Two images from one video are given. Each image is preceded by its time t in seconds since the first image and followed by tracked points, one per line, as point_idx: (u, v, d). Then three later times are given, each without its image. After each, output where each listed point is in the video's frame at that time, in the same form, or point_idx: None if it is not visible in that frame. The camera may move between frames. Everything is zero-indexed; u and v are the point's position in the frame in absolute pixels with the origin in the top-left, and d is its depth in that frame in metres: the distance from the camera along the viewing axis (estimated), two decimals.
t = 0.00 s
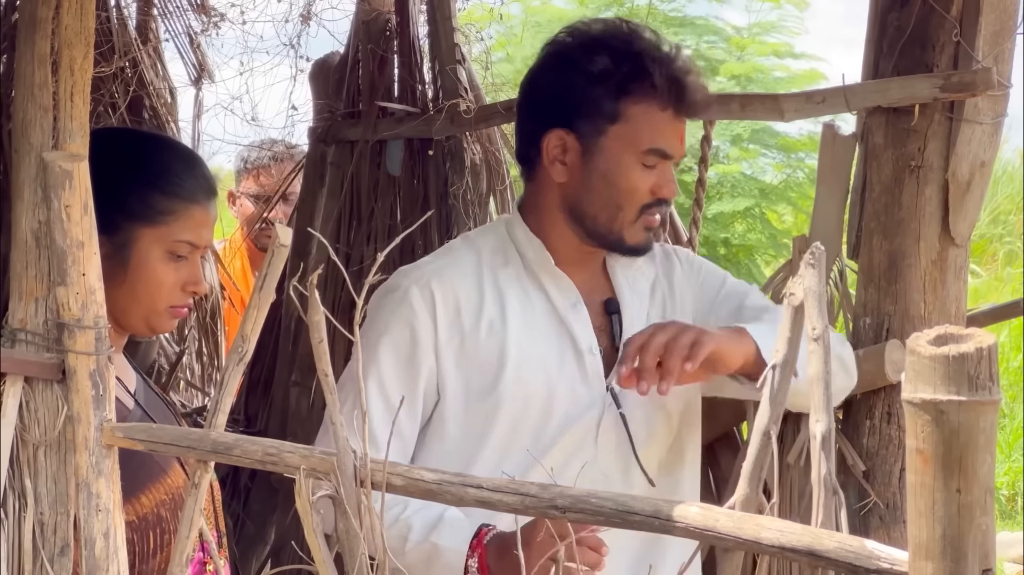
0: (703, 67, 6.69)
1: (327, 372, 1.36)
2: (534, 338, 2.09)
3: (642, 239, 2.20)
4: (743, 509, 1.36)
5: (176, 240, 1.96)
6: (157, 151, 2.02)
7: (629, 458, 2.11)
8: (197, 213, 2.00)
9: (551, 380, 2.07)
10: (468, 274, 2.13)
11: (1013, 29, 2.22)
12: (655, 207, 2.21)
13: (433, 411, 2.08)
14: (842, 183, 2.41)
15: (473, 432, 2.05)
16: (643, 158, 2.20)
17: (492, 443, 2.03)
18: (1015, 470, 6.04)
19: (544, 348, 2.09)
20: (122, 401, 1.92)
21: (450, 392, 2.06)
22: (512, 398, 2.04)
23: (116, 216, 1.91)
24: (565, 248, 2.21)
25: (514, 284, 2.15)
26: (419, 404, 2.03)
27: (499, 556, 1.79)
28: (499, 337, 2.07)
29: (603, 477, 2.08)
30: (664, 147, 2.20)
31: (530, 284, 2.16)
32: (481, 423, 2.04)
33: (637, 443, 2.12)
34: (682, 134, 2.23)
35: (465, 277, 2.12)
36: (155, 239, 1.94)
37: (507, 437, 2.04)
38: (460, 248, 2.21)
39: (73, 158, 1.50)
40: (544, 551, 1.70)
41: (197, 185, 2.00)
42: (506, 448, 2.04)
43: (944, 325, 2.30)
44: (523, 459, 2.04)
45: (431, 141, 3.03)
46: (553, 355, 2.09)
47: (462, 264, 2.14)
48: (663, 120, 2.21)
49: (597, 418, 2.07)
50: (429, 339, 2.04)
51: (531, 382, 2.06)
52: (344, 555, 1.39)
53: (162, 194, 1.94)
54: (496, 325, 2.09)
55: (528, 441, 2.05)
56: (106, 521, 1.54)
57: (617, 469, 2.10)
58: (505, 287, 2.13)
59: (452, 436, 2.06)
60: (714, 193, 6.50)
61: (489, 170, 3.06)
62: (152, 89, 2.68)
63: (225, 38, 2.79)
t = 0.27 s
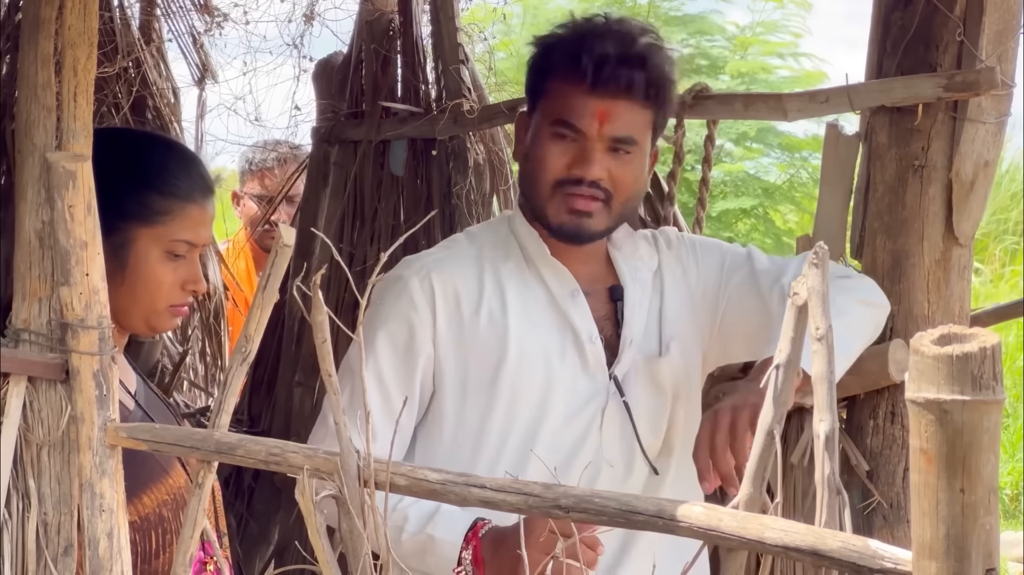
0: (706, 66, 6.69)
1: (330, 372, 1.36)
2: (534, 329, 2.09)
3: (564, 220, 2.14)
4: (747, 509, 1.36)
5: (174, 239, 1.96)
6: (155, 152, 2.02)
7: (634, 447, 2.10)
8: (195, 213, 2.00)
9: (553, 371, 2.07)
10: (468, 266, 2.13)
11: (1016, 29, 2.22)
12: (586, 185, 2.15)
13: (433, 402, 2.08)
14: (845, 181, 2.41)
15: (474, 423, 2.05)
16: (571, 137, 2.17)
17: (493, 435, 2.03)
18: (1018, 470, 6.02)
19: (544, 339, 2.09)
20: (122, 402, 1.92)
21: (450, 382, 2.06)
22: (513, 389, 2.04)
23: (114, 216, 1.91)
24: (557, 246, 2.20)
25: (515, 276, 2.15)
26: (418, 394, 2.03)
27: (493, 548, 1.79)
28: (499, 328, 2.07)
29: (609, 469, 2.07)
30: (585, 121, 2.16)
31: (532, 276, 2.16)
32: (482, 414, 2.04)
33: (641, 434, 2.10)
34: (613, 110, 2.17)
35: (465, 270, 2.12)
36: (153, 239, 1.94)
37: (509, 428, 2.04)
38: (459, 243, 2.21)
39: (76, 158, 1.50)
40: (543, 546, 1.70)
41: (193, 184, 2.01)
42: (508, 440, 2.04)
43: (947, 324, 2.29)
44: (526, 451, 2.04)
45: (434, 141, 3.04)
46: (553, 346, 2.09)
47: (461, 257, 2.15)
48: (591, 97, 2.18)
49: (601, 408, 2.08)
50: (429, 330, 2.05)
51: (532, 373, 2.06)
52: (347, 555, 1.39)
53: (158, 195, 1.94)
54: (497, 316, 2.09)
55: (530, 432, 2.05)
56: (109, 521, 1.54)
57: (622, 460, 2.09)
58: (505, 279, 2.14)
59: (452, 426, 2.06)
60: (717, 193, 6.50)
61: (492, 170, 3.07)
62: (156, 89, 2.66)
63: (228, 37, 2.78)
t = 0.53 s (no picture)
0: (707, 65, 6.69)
1: (332, 371, 1.36)
2: (546, 329, 2.10)
3: (561, 213, 2.14)
4: (748, 508, 1.36)
5: (170, 238, 1.96)
6: (150, 152, 2.02)
7: (642, 448, 2.10)
8: (191, 214, 2.00)
9: (563, 372, 2.07)
10: (483, 265, 2.13)
11: (1018, 28, 2.22)
12: (579, 179, 2.15)
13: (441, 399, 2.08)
14: (847, 180, 2.40)
15: (482, 421, 2.04)
16: (560, 133, 2.18)
17: (502, 433, 2.02)
18: (1020, 469, 6.01)
19: (556, 340, 2.09)
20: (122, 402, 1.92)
21: (460, 380, 2.06)
22: (522, 388, 2.04)
23: (112, 217, 1.91)
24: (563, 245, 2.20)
25: (528, 277, 2.15)
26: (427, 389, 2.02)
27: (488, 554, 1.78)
28: (510, 327, 2.08)
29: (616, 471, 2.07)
30: (573, 117, 2.17)
31: (545, 277, 2.16)
32: (491, 412, 2.04)
33: (650, 438, 2.11)
34: (600, 103, 2.17)
35: (480, 268, 2.12)
36: (147, 236, 1.94)
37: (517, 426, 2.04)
38: (473, 241, 2.21)
39: (77, 158, 1.50)
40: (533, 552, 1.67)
41: (188, 182, 2.01)
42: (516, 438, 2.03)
43: (949, 323, 2.29)
44: (533, 451, 2.03)
45: (436, 141, 3.04)
46: (565, 347, 2.10)
47: (476, 255, 2.15)
48: (578, 92, 2.18)
49: (611, 412, 2.08)
50: (441, 325, 2.04)
51: (542, 373, 2.06)
52: (348, 556, 1.40)
53: (152, 192, 1.94)
54: (509, 315, 2.09)
55: (538, 431, 2.05)
56: (110, 522, 1.55)
57: (631, 461, 2.09)
58: (519, 279, 2.14)
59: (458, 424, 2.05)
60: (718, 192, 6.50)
61: (493, 169, 3.07)
62: (158, 89, 2.66)
63: (229, 37, 2.80)
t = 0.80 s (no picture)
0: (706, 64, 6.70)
1: (332, 371, 1.36)
2: (538, 328, 2.10)
3: (547, 210, 2.14)
4: (748, 507, 1.36)
5: (163, 236, 1.96)
6: (144, 154, 2.02)
7: (635, 446, 2.08)
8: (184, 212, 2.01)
9: (555, 370, 2.08)
10: (477, 265, 2.14)
11: (1017, 27, 2.22)
12: (563, 174, 2.15)
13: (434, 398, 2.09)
14: (848, 180, 2.39)
15: (474, 419, 2.05)
16: (543, 131, 2.20)
17: (493, 430, 2.03)
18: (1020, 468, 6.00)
19: (547, 338, 2.10)
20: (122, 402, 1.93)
21: (452, 379, 2.07)
22: (513, 388, 2.05)
23: (105, 218, 1.91)
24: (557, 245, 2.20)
25: (522, 277, 2.16)
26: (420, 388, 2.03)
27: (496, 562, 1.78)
28: (503, 327, 2.09)
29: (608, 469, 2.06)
30: (553, 114, 2.19)
31: (539, 277, 2.16)
32: (483, 410, 2.04)
33: (643, 435, 2.09)
34: (579, 98, 2.19)
35: (474, 268, 2.13)
36: (139, 236, 1.93)
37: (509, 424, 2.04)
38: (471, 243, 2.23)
39: (77, 158, 1.50)
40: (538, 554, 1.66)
41: (179, 181, 2.01)
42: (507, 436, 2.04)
43: (948, 322, 2.29)
44: (524, 449, 2.04)
45: (436, 140, 3.04)
46: (557, 346, 2.10)
47: (471, 255, 2.16)
48: (558, 90, 2.21)
49: (603, 409, 2.07)
50: (433, 325, 2.06)
51: (534, 372, 2.07)
52: (349, 555, 1.40)
53: (141, 192, 1.94)
54: (501, 315, 2.10)
55: (529, 429, 2.05)
56: (110, 521, 1.55)
57: (623, 460, 2.08)
58: (512, 279, 2.15)
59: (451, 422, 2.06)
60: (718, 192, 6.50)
61: (493, 169, 3.07)
62: (158, 89, 2.65)
63: (229, 37, 2.80)
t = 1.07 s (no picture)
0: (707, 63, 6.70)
1: (333, 370, 1.36)
2: (524, 327, 2.10)
3: (512, 212, 2.16)
4: (749, 506, 1.36)
5: (157, 233, 1.95)
6: (138, 150, 2.01)
7: (624, 443, 2.09)
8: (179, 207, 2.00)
9: (541, 369, 2.07)
10: (463, 266, 2.14)
11: (1018, 25, 2.21)
12: (522, 176, 2.16)
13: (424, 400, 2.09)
14: (848, 178, 2.39)
15: (462, 420, 2.05)
16: (502, 135, 2.21)
17: (480, 431, 2.03)
18: (1021, 467, 5.98)
19: (533, 337, 2.09)
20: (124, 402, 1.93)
21: (440, 380, 2.08)
22: (500, 387, 2.05)
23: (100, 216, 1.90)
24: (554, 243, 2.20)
25: (508, 277, 2.15)
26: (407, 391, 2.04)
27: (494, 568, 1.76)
28: (488, 327, 2.08)
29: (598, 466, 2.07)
30: (507, 117, 2.20)
31: (526, 277, 2.16)
32: (470, 410, 2.05)
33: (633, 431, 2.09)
34: (529, 98, 2.19)
35: (460, 270, 2.14)
36: (136, 234, 1.93)
37: (497, 425, 2.05)
38: (460, 245, 2.23)
39: (77, 157, 1.49)
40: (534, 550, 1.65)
41: (169, 177, 2.00)
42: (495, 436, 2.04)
43: (949, 321, 2.29)
44: (512, 449, 2.04)
45: (436, 140, 3.04)
46: (543, 345, 2.09)
47: (457, 257, 2.16)
48: (510, 94, 2.22)
49: (591, 406, 2.07)
50: (418, 328, 2.06)
51: (520, 371, 2.06)
52: (350, 554, 1.41)
53: (132, 190, 1.93)
54: (487, 316, 2.09)
55: (517, 429, 2.06)
56: (111, 520, 1.55)
57: (612, 457, 2.08)
58: (499, 279, 2.14)
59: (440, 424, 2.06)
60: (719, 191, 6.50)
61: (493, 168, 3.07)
62: (157, 88, 2.63)
63: (229, 37, 2.79)
